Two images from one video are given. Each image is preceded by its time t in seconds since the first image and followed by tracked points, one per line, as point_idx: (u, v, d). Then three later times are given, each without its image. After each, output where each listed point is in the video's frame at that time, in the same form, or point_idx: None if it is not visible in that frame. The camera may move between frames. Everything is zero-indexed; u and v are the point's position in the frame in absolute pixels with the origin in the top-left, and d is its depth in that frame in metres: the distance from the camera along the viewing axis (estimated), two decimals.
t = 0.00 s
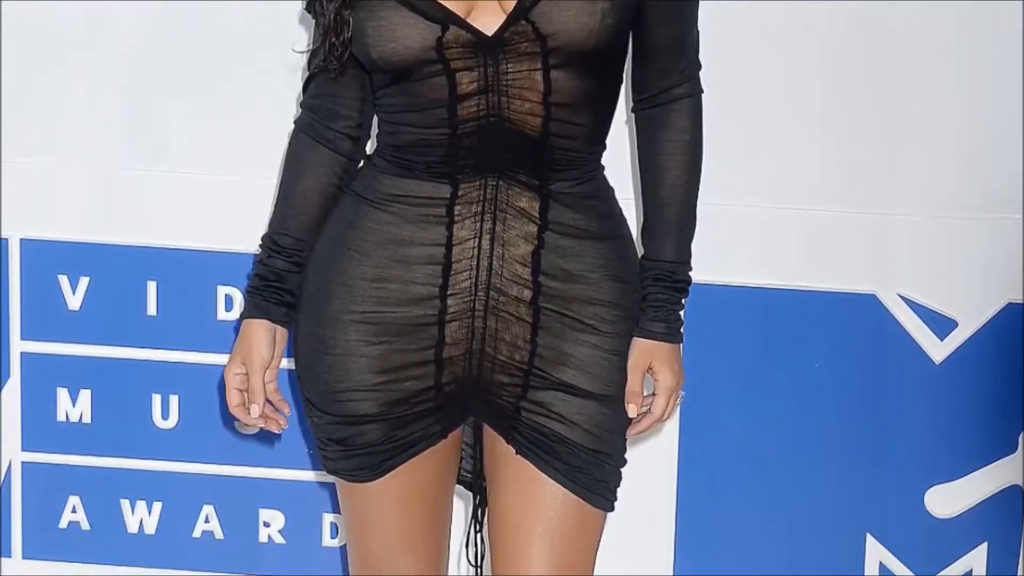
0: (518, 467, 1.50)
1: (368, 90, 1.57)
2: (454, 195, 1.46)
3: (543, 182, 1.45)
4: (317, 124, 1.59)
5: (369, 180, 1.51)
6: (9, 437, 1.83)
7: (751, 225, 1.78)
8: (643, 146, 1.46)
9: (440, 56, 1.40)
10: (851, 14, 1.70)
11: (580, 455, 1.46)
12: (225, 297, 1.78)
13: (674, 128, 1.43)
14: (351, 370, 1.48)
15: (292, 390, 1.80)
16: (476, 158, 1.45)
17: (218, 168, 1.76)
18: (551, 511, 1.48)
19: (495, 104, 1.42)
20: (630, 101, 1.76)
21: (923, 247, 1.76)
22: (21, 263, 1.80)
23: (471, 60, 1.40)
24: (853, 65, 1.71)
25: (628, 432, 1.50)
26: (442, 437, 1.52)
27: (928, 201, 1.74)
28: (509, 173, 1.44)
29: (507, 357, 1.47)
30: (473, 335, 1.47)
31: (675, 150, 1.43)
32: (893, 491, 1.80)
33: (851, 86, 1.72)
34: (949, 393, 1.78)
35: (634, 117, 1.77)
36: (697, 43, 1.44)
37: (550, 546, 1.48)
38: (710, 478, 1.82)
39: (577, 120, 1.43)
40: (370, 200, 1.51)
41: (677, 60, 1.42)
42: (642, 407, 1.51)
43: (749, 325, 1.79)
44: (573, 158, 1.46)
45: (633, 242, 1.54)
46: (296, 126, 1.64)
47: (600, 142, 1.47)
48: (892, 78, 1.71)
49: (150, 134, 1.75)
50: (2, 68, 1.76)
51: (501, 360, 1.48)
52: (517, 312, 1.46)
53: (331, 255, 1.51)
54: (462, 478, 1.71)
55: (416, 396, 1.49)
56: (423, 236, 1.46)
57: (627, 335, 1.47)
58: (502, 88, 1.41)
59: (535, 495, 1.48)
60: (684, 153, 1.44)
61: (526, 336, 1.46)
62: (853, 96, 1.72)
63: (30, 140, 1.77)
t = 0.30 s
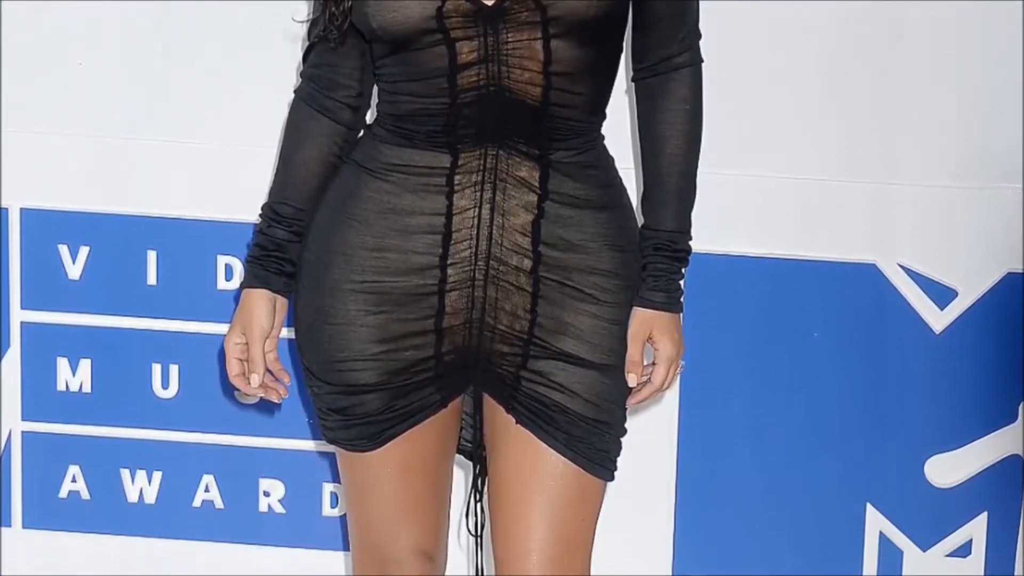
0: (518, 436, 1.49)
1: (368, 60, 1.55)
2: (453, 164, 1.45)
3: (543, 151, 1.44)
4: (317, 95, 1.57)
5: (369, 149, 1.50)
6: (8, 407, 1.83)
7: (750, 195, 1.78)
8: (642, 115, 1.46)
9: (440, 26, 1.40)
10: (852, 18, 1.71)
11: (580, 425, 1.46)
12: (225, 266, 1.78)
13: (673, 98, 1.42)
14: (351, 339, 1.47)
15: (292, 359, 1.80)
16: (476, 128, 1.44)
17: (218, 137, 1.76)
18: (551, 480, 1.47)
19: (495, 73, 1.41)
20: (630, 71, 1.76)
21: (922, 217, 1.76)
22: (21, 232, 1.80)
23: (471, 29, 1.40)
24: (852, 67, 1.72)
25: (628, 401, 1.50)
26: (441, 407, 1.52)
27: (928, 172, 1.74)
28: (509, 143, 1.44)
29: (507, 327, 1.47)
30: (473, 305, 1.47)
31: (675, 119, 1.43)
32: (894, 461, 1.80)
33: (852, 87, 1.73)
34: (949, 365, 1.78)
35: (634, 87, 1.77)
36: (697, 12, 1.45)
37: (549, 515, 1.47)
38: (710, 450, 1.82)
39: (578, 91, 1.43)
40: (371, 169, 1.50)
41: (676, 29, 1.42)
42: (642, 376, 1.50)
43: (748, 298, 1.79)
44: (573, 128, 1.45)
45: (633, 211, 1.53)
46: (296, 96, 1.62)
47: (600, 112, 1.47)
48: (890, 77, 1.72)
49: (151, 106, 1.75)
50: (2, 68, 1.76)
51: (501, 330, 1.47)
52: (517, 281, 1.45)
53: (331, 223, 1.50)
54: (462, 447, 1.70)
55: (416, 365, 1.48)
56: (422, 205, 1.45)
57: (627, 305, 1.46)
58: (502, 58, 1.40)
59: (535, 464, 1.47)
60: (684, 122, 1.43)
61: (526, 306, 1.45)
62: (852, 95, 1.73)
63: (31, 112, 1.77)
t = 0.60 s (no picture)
0: (518, 407, 1.48)
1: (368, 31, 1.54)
2: (453, 134, 1.44)
3: (544, 121, 1.43)
4: (317, 65, 1.55)
5: (369, 119, 1.49)
6: (8, 376, 1.82)
7: (751, 165, 1.78)
8: (642, 86, 1.44)
9: None
10: (855, 22, 1.72)
11: (580, 395, 1.46)
12: (226, 236, 1.78)
13: (673, 69, 1.41)
14: (351, 309, 1.46)
15: (292, 328, 1.80)
16: (476, 99, 1.43)
17: (217, 107, 1.76)
18: (551, 449, 1.46)
19: (495, 43, 1.41)
20: (629, 40, 1.76)
21: (920, 186, 1.76)
22: (21, 201, 1.79)
23: None
24: (856, 75, 1.73)
25: (628, 372, 1.49)
26: (442, 377, 1.51)
27: (926, 139, 1.74)
28: (509, 112, 1.43)
29: (507, 297, 1.46)
30: (473, 275, 1.46)
31: (675, 90, 1.41)
32: (894, 431, 1.80)
33: (856, 95, 1.74)
34: (949, 337, 1.78)
35: (634, 57, 1.77)
36: None
37: (549, 484, 1.47)
38: (710, 422, 1.82)
39: (578, 61, 1.42)
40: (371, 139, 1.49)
41: None
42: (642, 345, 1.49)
43: (747, 271, 1.79)
44: (573, 97, 1.44)
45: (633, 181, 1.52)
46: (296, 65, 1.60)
47: (600, 81, 1.45)
48: (890, 86, 1.73)
49: (152, 76, 1.75)
50: (1, 69, 1.77)
51: (501, 300, 1.46)
52: (517, 251, 1.44)
53: (331, 193, 1.49)
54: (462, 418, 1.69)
55: (416, 335, 1.47)
56: (422, 174, 1.45)
57: (627, 275, 1.45)
58: (502, 28, 1.40)
59: (534, 433, 1.46)
60: (684, 92, 1.42)
61: (526, 276, 1.44)
62: (854, 99, 1.74)
63: (31, 84, 1.77)
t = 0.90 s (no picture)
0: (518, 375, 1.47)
1: None
2: (453, 103, 1.43)
3: (544, 91, 1.42)
4: (317, 34, 1.52)
5: (369, 89, 1.47)
6: (8, 346, 1.82)
7: (750, 134, 1.78)
8: (642, 56, 1.43)
9: None
10: (855, 21, 1.73)
11: (580, 364, 1.45)
12: (226, 206, 1.77)
13: (673, 38, 1.40)
14: (351, 278, 1.44)
15: (291, 298, 1.80)
16: (476, 68, 1.42)
17: (217, 77, 1.75)
18: (550, 419, 1.46)
19: (495, 13, 1.41)
20: (630, 8, 1.76)
21: (919, 154, 1.76)
22: (22, 170, 1.79)
23: None
24: (856, 73, 1.74)
25: (628, 341, 1.48)
26: (442, 346, 1.49)
27: (925, 109, 1.74)
28: (509, 82, 1.42)
29: (507, 267, 1.44)
30: (473, 244, 1.44)
31: (674, 58, 1.41)
32: (894, 401, 1.80)
33: (855, 92, 1.74)
34: (948, 311, 1.78)
35: (635, 26, 1.77)
36: None
37: (549, 456, 1.46)
38: (709, 392, 1.82)
39: (578, 31, 1.41)
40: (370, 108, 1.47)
41: None
42: (642, 316, 1.48)
43: (747, 244, 1.79)
44: (574, 67, 1.43)
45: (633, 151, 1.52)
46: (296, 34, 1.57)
47: (600, 51, 1.45)
48: (890, 84, 1.74)
49: (152, 47, 1.75)
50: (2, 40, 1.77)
51: (501, 270, 1.45)
52: (517, 221, 1.43)
53: (331, 162, 1.47)
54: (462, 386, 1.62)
55: (416, 305, 1.46)
56: (423, 144, 1.43)
57: (626, 245, 1.44)
58: None
59: (534, 402, 1.45)
60: (683, 61, 1.41)
61: (526, 245, 1.43)
62: (853, 88, 1.74)
63: (31, 55, 1.77)
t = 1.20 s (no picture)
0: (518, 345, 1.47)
1: None
2: (453, 73, 1.42)
3: (544, 61, 1.42)
4: (316, 3, 1.52)
5: (369, 58, 1.47)
6: (8, 316, 1.82)
7: (751, 103, 1.77)
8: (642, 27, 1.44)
9: None
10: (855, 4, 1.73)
11: (580, 334, 1.44)
12: (226, 174, 1.77)
13: (673, 7, 1.41)
14: (352, 248, 1.44)
15: (292, 268, 1.80)
16: (475, 38, 1.42)
17: (218, 47, 1.75)
18: (550, 388, 1.45)
19: None
20: None
21: (919, 124, 1.75)
22: (21, 139, 1.79)
23: None
24: (857, 47, 1.74)
25: (628, 310, 1.48)
26: (442, 317, 1.49)
27: (927, 78, 1.74)
28: (509, 52, 1.41)
29: (507, 236, 1.44)
30: (473, 214, 1.44)
31: (674, 28, 1.41)
32: (894, 372, 1.80)
33: (856, 66, 1.74)
34: (948, 284, 1.78)
35: None
36: None
37: (549, 426, 1.46)
38: (709, 363, 1.82)
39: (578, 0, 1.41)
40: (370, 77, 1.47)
41: None
42: (642, 285, 1.48)
43: (747, 217, 1.79)
44: (574, 37, 1.43)
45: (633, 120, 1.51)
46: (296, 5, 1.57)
47: (600, 20, 1.44)
48: (889, 78, 1.74)
49: (151, 17, 1.75)
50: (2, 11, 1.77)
51: (501, 239, 1.44)
52: (517, 190, 1.43)
53: (331, 131, 1.47)
54: (461, 355, 1.61)
55: (416, 274, 1.45)
56: (423, 113, 1.43)
57: (626, 214, 1.44)
58: None
59: (534, 371, 1.45)
60: (683, 30, 1.42)
61: (526, 215, 1.43)
62: (854, 64, 1.75)
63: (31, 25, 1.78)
